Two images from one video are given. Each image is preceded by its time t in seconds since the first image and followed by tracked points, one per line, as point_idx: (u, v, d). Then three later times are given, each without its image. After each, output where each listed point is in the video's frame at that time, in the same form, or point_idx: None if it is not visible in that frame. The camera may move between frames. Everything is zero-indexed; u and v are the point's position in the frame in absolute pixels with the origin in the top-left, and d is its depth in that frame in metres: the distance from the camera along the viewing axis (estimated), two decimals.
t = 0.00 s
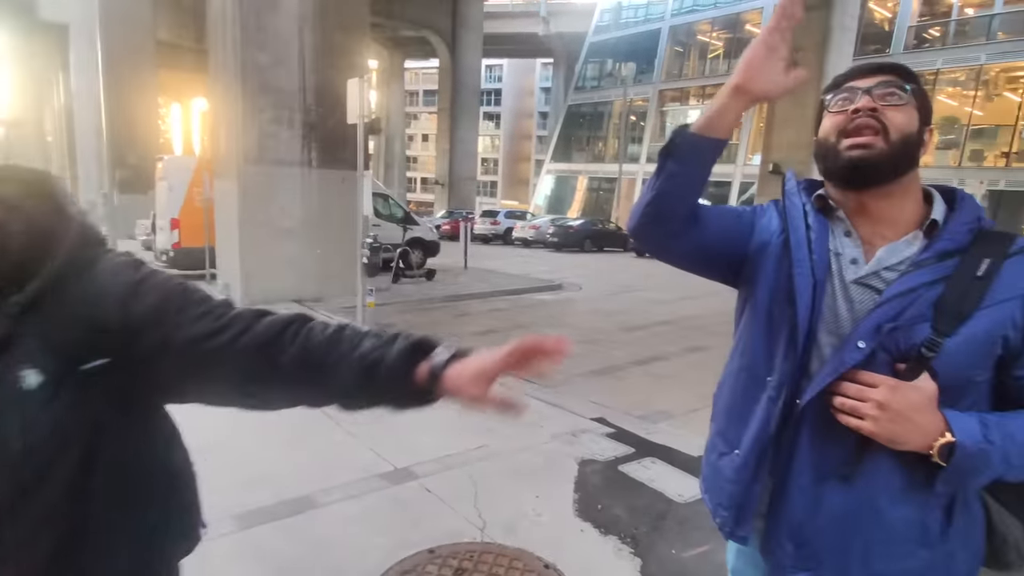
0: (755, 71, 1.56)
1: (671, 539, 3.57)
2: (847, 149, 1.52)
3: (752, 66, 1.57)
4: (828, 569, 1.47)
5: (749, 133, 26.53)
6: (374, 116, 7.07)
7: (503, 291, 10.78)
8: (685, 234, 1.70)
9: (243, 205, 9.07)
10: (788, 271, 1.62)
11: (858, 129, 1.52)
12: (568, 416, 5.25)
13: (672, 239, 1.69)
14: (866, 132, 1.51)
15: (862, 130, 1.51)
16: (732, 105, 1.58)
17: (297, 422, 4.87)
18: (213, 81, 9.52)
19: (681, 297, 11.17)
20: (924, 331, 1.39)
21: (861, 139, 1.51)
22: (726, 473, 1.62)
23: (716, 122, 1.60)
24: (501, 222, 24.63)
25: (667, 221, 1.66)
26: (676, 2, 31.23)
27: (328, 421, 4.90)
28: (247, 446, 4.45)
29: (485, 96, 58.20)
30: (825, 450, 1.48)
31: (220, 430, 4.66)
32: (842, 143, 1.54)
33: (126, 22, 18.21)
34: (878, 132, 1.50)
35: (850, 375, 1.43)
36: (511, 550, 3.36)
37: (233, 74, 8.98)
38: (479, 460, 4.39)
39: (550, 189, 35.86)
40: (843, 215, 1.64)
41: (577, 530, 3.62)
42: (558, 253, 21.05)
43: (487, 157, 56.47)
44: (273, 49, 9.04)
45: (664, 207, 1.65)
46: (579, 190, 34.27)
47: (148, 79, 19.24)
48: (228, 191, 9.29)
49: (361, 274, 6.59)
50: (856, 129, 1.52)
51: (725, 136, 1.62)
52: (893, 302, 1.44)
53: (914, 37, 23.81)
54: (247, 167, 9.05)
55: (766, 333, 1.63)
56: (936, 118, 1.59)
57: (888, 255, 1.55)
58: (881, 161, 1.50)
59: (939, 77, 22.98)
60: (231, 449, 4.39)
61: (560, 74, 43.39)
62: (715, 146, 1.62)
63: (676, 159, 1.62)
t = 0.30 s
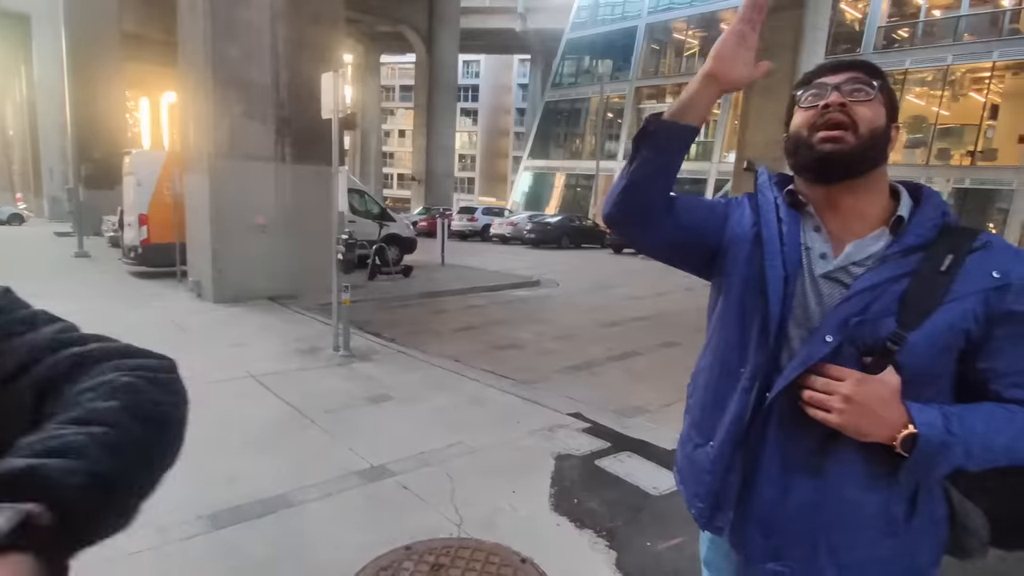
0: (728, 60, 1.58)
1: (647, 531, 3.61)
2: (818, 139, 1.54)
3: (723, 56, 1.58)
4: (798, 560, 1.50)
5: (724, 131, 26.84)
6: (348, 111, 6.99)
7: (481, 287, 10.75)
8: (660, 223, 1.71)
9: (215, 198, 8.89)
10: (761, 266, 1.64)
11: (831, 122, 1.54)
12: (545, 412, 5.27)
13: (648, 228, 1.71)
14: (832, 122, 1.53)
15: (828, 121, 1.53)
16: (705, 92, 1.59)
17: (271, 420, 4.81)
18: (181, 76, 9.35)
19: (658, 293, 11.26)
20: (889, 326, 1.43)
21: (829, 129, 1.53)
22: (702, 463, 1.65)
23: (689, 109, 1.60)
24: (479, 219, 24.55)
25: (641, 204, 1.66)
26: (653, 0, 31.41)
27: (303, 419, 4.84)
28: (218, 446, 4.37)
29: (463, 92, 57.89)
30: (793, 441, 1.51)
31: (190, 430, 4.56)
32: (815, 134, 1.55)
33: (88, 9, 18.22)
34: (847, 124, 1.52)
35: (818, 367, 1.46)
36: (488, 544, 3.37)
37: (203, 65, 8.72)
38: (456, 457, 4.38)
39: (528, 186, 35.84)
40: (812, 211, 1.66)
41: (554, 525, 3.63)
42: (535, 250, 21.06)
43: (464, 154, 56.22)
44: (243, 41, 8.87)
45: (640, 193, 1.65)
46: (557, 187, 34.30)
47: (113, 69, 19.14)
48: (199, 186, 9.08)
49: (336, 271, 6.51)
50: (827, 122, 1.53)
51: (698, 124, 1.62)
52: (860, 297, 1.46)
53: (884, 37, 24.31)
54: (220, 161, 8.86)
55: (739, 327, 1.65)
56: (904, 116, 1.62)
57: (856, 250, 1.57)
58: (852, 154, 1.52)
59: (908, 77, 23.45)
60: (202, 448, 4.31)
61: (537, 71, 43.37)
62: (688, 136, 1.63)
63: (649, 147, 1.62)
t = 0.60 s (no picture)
0: (716, 80, 1.57)
1: (626, 527, 3.63)
2: (790, 140, 1.55)
3: (713, 75, 1.57)
4: (771, 557, 1.51)
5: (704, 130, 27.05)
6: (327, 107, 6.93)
7: (462, 286, 10.73)
8: (636, 223, 1.71)
9: (191, 195, 8.75)
10: (735, 264, 1.64)
11: (802, 122, 1.55)
12: (526, 410, 5.27)
13: (626, 227, 1.70)
14: (806, 128, 1.54)
15: (801, 124, 1.54)
16: (694, 104, 1.59)
17: (247, 420, 4.75)
18: (155, 70, 9.20)
19: (638, 291, 11.32)
20: (858, 323, 1.44)
21: (803, 134, 1.53)
22: (677, 462, 1.65)
23: (677, 119, 1.60)
24: (460, 216, 24.47)
25: (619, 203, 1.66)
26: None
27: (280, 420, 4.79)
28: (193, 446, 4.31)
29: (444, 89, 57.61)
30: (765, 438, 1.52)
31: (165, 431, 4.50)
32: (788, 136, 1.56)
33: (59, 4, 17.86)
34: (818, 125, 1.53)
35: (789, 364, 1.47)
36: (468, 542, 3.36)
37: (178, 60, 8.57)
38: (437, 455, 4.36)
39: (509, 183, 35.81)
40: (785, 210, 1.67)
41: (534, 522, 3.63)
42: (517, 248, 21.04)
43: (445, 151, 55.98)
44: (218, 34, 8.73)
45: (617, 193, 1.65)
46: (538, 185, 34.32)
47: (85, 62, 18.62)
48: (175, 183, 8.93)
49: (315, 269, 6.45)
50: (800, 121, 1.55)
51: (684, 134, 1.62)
52: (830, 295, 1.48)
53: (860, 39, 24.67)
54: (196, 159, 8.74)
55: (713, 323, 1.66)
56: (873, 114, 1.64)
57: (827, 249, 1.59)
58: (825, 153, 1.53)
59: (883, 78, 23.89)
60: (178, 450, 4.25)
61: (519, 69, 43.31)
62: (673, 143, 1.63)
63: (632, 150, 1.62)
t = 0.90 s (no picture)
0: (664, 43, 1.57)
1: (608, 525, 3.64)
2: (759, 139, 1.56)
3: (659, 40, 1.58)
4: (741, 555, 1.53)
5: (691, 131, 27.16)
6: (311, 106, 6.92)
7: (449, 286, 10.71)
8: (609, 217, 1.72)
9: (173, 194, 8.68)
10: (708, 263, 1.65)
11: (768, 120, 1.56)
12: (512, 410, 5.27)
13: (599, 220, 1.71)
14: (770, 122, 1.55)
15: (766, 120, 1.56)
16: (645, 79, 1.60)
17: (229, 421, 4.72)
18: (137, 68, 9.12)
19: (625, 291, 11.35)
20: (827, 322, 1.46)
21: (767, 128, 1.55)
22: (651, 460, 1.65)
23: (631, 98, 1.62)
24: (448, 217, 24.42)
25: (589, 194, 1.66)
26: None
27: (263, 421, 4.76)
28: (174, 449, 4.27)
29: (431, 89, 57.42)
30: (735, 436, 1.54)
31: (145, 434, 4.45)
32: (753, 133, 1.57)
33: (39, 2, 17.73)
34: (785, 122, 1.55)
35: (759, 363, 1.48)
36: (451, 543, 3.36)
37: (160, 58, 8.50)
38: (420, 455, 4.35)
39: (498, 184, 35.77)
40: (756, 209, 1.69)
41: (517, 521, 3.63)
42: (505, 248, 21.02)
43: (433, 151, 55.84)
44: (201, 32, 8.66)
45: (587, 184, 1.66)
46: (527, 185, 34.30)
47: (67, 61, 18.56)
48: (157, 183, 8.85)
49: (299, 269, 6.41)
50: (765, 121, 1.56)
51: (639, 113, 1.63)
52: (800, 293, 1.49)
53: (844, 40, 24.86)
54: (178, 158, 8.67)
55: (687, 322, 1.66)
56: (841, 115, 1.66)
57: (798, 248, 1.60)
58: (790, 150, 1.55)
59: (867, 79, 24.18)
60: (158, 452, 4.21)
61: (507, 69, 43.27)
62: (629, 121, 1.63)
63: (594, 135, 1.63)
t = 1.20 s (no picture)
0: (614, 48, 1.57)
1: (593, 527, 3.65)
2: (723, 143, 1.58)
3: (612, 44, 1.57)
4: (706, 557, 1.53)
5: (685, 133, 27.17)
6: (301, 107, 6.97)
7: (442, 288, 10.73)
8: (578, 218, 1.72)
9: (164, 196, 8.68)
10: (676, 267, 1.65)
11: (733, 126, 1.57)
12: (501, 412, 5.28)
13: (568, 222, 1.72)
14: (733, 127, 1.57)
15: (730, 125, 1.58)
16: (599, 86, 1.59)
17: (217, 425, 4.72)
18: (127, 71, 9.13)
19: (618, 293, 11.38)
20: (791, 325, 1.46)
21: (730, 133, 1.57)
22: (620, 462, 1.66)
23: (588, 103, 1.61)
24: (442, 219, 24.43)
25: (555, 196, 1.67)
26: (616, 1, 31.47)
27: (252, 424, 4.76)
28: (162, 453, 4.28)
29: (426, 90, 57.42)
30: (702, 439, 1.54)
31: (133, 438, 4.45)
32: (720, 137, 1.58)
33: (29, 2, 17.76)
34: (749, 126, 1.56)
35: (724, 366, 1.48)
36: (436, 545, 3.36)
37: (151, 61, 8.50)
38: (408, 458, 4.36)
39: (493, 185, 35.78)
40: (723, 214, 1.70)
41: (503, 523, 3.64)
42: (499, 250, 21.04)
43: (428, 153, 55.86)
44: (192, 34, 8.67)
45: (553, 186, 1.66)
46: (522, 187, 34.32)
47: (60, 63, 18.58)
48: (148, 185, 8.86)
49: (289, 272, 6.42)
50: (730, 125, 1.57)
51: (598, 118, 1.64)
52: (766, 296, 1.49)
53: (837, 42, 24.90)
54: (169, 161, 8.67)
55: (654, 325, 1.67)
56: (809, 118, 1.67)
57: (762, 252, 1.62)
58: (755, 152, 1.56)
59: (860, 81, 24.16)
60: (145, 456, 4.21)
61: (502, 70, 43.31)
62: (587, 126, 1.63)
63: (560, 142, 1.64)
